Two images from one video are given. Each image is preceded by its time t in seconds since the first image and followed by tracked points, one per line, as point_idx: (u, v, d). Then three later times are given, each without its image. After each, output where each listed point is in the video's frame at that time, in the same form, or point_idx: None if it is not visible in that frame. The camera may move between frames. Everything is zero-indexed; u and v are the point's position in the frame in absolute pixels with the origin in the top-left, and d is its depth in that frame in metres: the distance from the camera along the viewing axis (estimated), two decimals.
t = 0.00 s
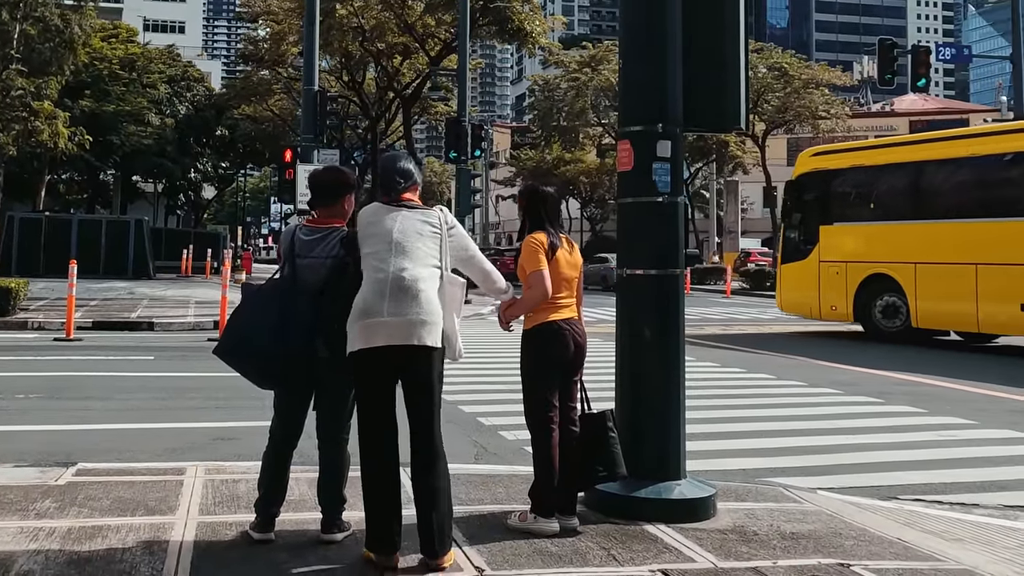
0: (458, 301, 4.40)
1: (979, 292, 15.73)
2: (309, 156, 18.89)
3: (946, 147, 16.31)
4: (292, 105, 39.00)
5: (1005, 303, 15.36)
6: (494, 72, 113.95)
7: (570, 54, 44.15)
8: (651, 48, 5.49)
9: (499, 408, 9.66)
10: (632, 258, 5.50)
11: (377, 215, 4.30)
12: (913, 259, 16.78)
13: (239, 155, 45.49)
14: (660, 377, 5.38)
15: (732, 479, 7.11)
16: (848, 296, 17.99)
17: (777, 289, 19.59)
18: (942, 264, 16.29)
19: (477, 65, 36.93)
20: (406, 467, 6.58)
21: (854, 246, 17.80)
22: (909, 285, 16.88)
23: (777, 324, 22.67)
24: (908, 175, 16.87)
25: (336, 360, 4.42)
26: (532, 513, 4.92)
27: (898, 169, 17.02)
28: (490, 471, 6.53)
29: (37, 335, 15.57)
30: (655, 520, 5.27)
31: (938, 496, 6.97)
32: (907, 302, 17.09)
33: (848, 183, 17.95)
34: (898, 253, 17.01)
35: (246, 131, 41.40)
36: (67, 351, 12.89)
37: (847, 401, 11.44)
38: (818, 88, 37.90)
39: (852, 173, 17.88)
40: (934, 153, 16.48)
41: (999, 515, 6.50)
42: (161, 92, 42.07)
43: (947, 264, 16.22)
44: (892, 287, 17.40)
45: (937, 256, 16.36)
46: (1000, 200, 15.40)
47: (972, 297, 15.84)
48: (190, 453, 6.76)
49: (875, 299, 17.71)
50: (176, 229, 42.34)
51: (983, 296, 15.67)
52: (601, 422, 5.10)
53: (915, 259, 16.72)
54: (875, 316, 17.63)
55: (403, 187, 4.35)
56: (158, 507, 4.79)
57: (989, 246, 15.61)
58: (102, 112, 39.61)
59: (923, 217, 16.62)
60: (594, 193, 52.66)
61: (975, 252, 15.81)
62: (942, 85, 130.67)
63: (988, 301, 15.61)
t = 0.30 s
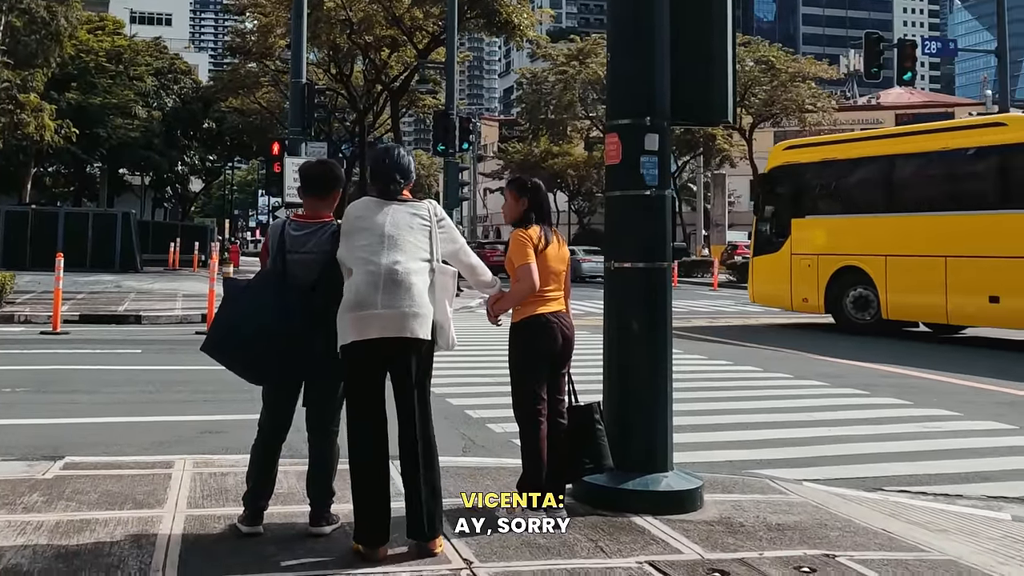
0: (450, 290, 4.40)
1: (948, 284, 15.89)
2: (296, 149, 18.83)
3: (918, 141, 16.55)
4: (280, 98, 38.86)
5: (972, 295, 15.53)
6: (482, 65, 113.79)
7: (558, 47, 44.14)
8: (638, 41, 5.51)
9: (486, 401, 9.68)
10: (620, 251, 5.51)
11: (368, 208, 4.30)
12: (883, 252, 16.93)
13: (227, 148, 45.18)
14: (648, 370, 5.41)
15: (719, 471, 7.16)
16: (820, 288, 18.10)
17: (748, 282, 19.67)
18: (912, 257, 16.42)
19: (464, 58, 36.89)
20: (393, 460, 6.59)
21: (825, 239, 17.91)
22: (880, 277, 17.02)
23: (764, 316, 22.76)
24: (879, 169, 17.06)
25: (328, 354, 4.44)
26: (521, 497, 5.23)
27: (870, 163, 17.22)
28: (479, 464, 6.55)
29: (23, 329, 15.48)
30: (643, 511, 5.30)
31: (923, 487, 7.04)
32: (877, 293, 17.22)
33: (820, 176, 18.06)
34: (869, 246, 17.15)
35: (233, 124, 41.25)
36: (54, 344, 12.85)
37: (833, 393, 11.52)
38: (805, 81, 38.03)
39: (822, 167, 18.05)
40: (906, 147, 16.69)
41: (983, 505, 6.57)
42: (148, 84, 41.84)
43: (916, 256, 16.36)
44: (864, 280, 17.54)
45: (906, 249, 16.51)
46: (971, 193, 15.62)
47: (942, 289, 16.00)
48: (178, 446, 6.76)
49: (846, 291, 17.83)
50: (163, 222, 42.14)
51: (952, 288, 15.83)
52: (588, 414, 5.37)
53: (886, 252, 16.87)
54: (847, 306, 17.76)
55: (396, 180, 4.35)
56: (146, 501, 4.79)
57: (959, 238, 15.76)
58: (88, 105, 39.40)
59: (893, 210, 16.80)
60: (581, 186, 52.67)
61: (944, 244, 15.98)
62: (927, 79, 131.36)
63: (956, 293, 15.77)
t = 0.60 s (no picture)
0: (452, 283, 4.47)
1: (915, 277, 16.18)
2: (283, 143, 18.78)
3: (882, 136, 16.81)
4: (267, 92, 38.69)
5: (939, 288, 15.89)
6: (468, 58, 113.79)
7: (545, 41, 44.11)
8: (625, 34, 5.52)
9: (473, 394, 9.70)
10: (608, 245, 5.53)
11: (372, 201, 4.31)
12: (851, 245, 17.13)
13: (213, 142, 45.19)
14: (635, 363, 5.44)
15: (704, 463, 7.21)
16: (789, 282, 18.27)
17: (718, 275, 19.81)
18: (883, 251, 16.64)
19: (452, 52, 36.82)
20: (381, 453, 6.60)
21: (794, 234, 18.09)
22: (847, 271, 17.22)
23: (750, 310, 22.85)
24: (845, 163, 17.27)
25: (320, 349, 4.46)
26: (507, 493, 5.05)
27: (835, 157, 17.40)
28: (467, 456, 6.57)
29: (9, 323, 15.42)
30: (629, 504, 5.33)
31: (907, 479, 7.10)
32: (846, 287, 17.40)
33: (790, 171, 18.22)
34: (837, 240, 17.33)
35: (219, 118, 41.07)
36: (40, 339, 12.79)
37: (818, 386, 11.60)
38: (791, 75, 38.14)
39: (790, 163, 18.26)
40: (871, 142, 16.92)
41: (966, 497, 6.63)
42: (134, 78, 41.58)
43: (885, 250, 16.62)
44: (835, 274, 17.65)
45: (874, 243, 16.75)
46: (937, 186, 15.94)
47: (910, 282, 16.27)
48: (165, 440, 6.75)
49: (815, 285, 18.00)
50: (149, 216, 41.93)
51: (920, 280, 16.12)
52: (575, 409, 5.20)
53: (854, 245, 17.06)
54: (816, 301, 17.91)
55: (400, 173, 4.37)
56: (133, 495, 4.79)
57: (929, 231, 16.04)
58: (74, 98, 38.99)
59: (859, 204, 17.03)
60: (568, 180, 52.70)
61: (911, 238, 16.26)
62: (912, 74, 131.89)
63: (924, 286, 16.08)
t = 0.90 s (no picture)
0: (445, 277, 4.55)
1: (885, 271, 16.68)
2: (271, 140, 18.73)
3: (853, 132, 17.32)
4: (255, 88, 38.55)
5: (910, 283, 16.35)
6: (457, 54, 113.81)
7: (534, 37, 44.11)
8: (611, 29, 5.53)
9: (461, 390, 9.72)
10: (592, 240, 5.55)
11: (368, 195, 4.30)
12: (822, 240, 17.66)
13: (201, 139, 45.17)
14: (620, 357, 5.46)
15: (690, 457, 7.24)
16: (762, 277, 18.71)
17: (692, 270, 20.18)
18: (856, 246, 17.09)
19: (440, 48, 36.77)
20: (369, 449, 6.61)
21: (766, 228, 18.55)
22: (819, 265, 17.75)
23: (738, 305, 22.93)
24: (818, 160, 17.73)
25: (308, 345, 4.48)
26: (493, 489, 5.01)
27: (809, 154, 17.87)
28: (455, 452, 6.58)
29: None
30: (615, 498, 5.37)
31: (891, 472, 7.16)
32: (818, 281, 17.91)
33: (764, 167, 18.61)
34: (810, 235, 17.84)
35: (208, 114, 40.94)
36: (27, 336, 12.74)
37: (805, 381, 11.66)
38: (778, 72, 38.26)
39: (763, 159, 18.64)
40: (843, 138, 17.40)
41: (950, 489, 6.69)
42: (121, 74, 41.36)
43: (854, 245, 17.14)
44: (805, 268, 18.23)
45: (845, 238, 17.26)
46: (906, 182, 16.44)
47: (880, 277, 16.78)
48: (151, 437, 6.74)
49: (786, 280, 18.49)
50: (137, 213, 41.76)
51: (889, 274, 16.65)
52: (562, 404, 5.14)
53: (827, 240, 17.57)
54: (788, 295, 18.36)
55: (393, 165, 4.38)
56: (119, 491, 4.78)
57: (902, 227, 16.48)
58: (61, 95, 38.57)
59: (833, 199, 17.47)
60: (557, 176, 52.69)
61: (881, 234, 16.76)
62: (900, 71, 132.31)
63: (894, 281, 16.57)
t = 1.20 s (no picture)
0: (452, 270, 4.54)
1: (877, 267, 16.70)
2: (277, 137, 18.75)
3: (847, 128, 17.30)
4: (262, 86, 38.56)
5: (900, 278, 16.38)
6: (463, 52, 113.82)
7: (540, 34, 44.07)
8: (614, 27, 5.53)
9: (466, 387, 9.71)
10: (595, 236, 5.54)
11: (377, 192, 4.26)
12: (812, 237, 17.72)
13: (208, 136, 45.20)
14: (624, 352, 5.45)
15: (695, 454, 7.23)
16: (752, 273, 18.84)
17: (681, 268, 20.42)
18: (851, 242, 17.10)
19: (446, 45, 36.76)
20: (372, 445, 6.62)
21: (755, 222, 18.67)
22: (808, 261, 17.83)
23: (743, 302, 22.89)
24: (812, 156, 17.71)
25: (312, 343, 4.47)
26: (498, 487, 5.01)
27: (802, 150, 17.86)
28: (458, 449, 6.59)
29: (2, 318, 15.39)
30: (618, 494, 5.36)
31: (897, 468, 7.14)
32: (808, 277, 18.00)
33: (757, 162, 18.59)
34: (801, 231, 17.88)
35: (214, 112, 40.99)
36: (32, 333, 12.77)
37: (811, 377, 11.64)
38: (785, 68, 38.14)
39: (755, 155, 18.63)
40: (837, 134, 17.37)
41: (955, 486, 6.66)
42: (128, 73, 41.43)
43: (846, 241, 17.19)
44: (795, 264, 18.28)
45: (837, 234, 17.31)
46: (898, 177, 16.40)
47: (871, 273, 16.82)
48: (155, 434, 6.75)
49: (776, 277, 18.61)
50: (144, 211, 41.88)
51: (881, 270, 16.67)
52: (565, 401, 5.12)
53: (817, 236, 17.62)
54: (779, 292, 18.40)
55: (397, 160, 4.35)
56: (122, 487, 4.79)
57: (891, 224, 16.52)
58: (68, 93, 38.82)
59: (823, 194, 17.53)
60: (563, 173, 52.64)
61: (873, 230, 16.78)
62: (907, 67, 131.81)
63: (884, 277, 16.60)
